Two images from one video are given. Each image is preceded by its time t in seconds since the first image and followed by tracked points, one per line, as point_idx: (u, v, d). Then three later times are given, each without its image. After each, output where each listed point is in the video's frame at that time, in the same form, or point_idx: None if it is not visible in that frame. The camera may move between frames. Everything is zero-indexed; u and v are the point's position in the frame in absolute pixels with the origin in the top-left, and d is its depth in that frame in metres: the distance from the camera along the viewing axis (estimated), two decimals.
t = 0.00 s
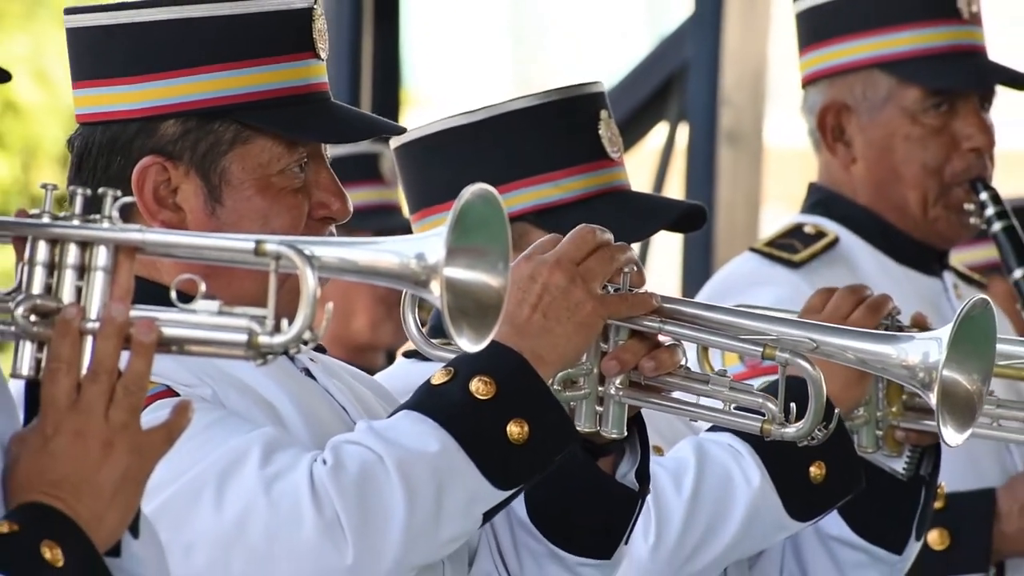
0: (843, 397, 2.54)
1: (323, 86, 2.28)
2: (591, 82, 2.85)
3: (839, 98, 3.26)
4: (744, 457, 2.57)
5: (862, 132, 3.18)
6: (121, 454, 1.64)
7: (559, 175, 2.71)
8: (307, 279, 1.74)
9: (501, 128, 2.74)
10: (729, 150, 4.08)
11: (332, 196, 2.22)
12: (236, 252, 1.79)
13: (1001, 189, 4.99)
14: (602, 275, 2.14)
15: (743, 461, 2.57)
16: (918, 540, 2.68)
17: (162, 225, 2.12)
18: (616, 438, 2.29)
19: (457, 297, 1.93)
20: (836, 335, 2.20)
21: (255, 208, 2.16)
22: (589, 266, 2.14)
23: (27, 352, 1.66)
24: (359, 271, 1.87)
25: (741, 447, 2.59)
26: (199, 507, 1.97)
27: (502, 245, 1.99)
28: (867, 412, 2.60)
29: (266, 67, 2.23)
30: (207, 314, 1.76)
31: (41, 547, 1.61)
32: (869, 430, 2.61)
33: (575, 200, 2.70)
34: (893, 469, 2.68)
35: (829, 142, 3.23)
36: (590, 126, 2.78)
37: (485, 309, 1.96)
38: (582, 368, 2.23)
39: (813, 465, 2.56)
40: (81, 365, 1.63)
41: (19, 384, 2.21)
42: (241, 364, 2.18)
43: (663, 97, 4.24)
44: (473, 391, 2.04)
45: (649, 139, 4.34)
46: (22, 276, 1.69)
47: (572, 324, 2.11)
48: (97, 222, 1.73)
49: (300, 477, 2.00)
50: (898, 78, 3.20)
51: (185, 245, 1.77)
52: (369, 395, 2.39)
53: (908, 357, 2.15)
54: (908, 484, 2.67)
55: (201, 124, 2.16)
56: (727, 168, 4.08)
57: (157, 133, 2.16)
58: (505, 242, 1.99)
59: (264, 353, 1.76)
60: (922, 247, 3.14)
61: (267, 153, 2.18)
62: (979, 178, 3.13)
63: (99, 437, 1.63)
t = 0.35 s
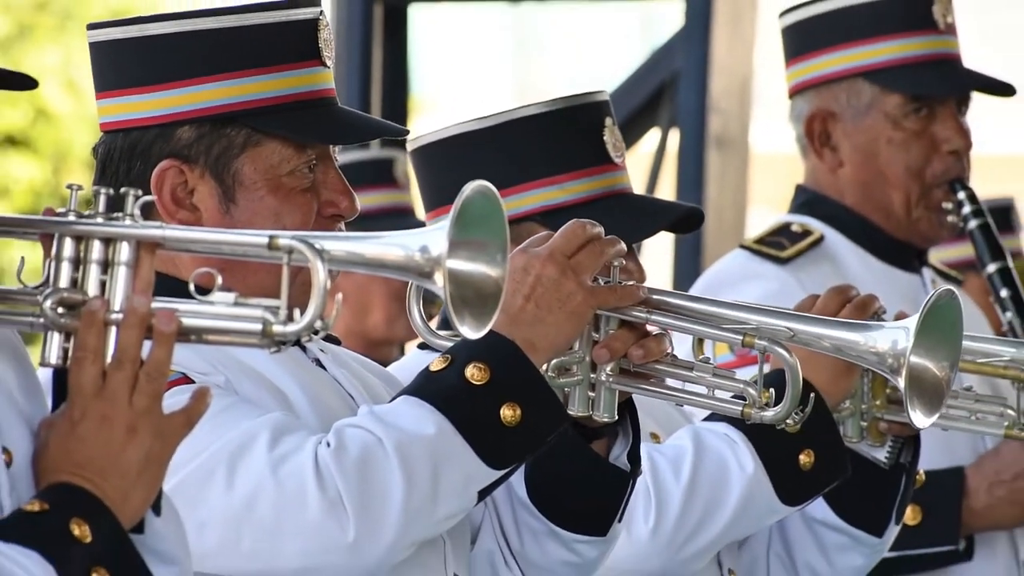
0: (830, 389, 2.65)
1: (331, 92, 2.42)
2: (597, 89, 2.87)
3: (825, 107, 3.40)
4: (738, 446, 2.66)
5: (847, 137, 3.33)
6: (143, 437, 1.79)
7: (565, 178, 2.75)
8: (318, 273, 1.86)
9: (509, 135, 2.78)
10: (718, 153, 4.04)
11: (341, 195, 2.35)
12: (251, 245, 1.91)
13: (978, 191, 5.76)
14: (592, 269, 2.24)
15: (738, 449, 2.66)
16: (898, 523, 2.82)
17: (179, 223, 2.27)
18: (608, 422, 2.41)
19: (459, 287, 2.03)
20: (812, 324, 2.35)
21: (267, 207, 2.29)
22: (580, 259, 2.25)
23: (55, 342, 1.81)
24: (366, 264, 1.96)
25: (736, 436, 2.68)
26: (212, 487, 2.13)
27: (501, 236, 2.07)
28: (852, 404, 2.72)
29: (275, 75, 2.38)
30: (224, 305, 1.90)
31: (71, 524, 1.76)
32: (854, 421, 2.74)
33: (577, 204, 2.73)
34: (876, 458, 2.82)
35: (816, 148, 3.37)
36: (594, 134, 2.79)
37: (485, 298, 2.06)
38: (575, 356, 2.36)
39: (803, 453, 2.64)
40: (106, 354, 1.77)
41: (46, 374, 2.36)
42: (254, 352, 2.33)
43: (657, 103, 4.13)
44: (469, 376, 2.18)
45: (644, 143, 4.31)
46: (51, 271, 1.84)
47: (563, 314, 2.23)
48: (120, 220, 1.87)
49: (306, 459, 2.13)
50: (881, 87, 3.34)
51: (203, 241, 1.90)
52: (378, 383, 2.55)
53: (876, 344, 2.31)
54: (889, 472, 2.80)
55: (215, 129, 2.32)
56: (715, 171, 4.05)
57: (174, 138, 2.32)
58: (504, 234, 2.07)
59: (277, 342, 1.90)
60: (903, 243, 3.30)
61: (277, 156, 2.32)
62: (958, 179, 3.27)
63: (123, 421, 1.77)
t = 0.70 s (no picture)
0: (813, 376, 2.78)
1: (341, 100, 2.58)
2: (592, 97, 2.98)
3: (806, 115, 3.56)
4: (727, 432, 2.79)
5: (826, 144, 3.49)
6: (166, 422, 1.94)
7: (561, 181, 2.86)
8: (328, 268, 2.03)
9: (510, 142, 2.90)
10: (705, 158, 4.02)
11: (350, 196, 2.49)
12: (267, 245, 2.09)
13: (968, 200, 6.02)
14: (582, 270, 2.38)
15: (727, 435, 2.78)
16: (876, 502, 2.97)
17: (198, 223, 2.45)
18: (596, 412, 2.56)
19: (460, 281, 2.19)
20: (788, 325, 2.51)
21: (281, 208, 2.46)
22: (572, 261, 2.38)
23: (83, 333, 1.96)
24: (374, 260, 2.12)
25: (725, 421, 2.81)
26: (226, 471, 2.31)
27: (499, 234, 2.23)
28: (832, 391, 2.85)
29: (289, 83, 2.54)
30: (240, 298, 2.07)
31: (99, 504, 1.90)
32: (834, 407, 2.86)
33: (571, 206, 2.83)
34: (853, 440, 2.95)
35: (798, 154, 3.53)
36: (589, 137, 2.90)
37: (485, 291, 2.22)
38: (566, 351, 2.51)
39: (787, 437, 2.77)
40: (130, 345, 1.93)
41: (75, 365, 2.52)
42: (265, 344, 2.50)
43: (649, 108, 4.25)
44: (467, 369, 2.34)
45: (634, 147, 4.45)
46: (80, 267, 2.00)
47: (555, 312, 2.37)
48: (143, 220, 2.05)
49: (314, 445, 2.30)
50: (857, 97, 3.50)
51: (220, 239, 2.07)
52: (383, 373, 2.71)
53: (847, 345, 2.46)
54: (866, 454, 2.95)
55: (233, 135, 2.49)
56: (702, 174, 4.03)
57: (195, 143, 2.49)
58: (502, 231, 2.23)
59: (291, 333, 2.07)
60: (880, 243, 3.47)
61: (291, 159, 2.48)
62: (931, 182, 3.43)
63: (147, 407, 1.93)
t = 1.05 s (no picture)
0: (798, 368, 2.90)
1: (343, 109, 2.71)
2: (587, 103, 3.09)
3: (796, 120, 3.67)
4: (719, 422, 2.87)
5: (814, 148, 3.61)
6: (178, 414, 2.05)
7: (559, 182, 2.97)
8: (333, 269, 2.16)
9: (509, 146, 3.02)
10: (695, 163, 4.35)
11: (352, 200, 2.61)
12: (275, 247, 2.22)
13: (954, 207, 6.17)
14: (574, 268, 2.52)
15: (718, 425, 2.87)
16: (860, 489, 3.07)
17: (206, 224, 2.57)
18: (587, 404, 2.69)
19: (458, 282, 2.28)
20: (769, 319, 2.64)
21: (286, 210, 2.57)
22: (564, 259, 2.53)
23: (100, 329, 2.08)
24: (377, 261, 2.25)
25: (716, 411, 2.90)
26: (232, 460, 2.43)
27: (499, 237, 2.31)
28: (817, 382, 2.97)
29: (295, 91, 2.67)
30: (250, 297, 2.19)
31: (112, 493, 2.00)
32: (819, 398, 2.99)
33: (568, 206, 2.94)
34: (838, 430, 3.05)
35: (787, 158, 3.65)
36: (585, 141, 3.02)
37: (483, 292, 2.30)
38: (558, 345, 2.64)
39: (775, 426, 2.86)
40: (144, 340, 2.05)
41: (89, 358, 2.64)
42: (271, 338, 2.63)
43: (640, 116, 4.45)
44: (462, 363, 2.45)
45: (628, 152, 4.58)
46: (97, 266, 2.13)
47: (547, 308, 2.50)
48: (157, 221, 2.17)
49: (317, 436, 2.41)
50: (843, 104, 3.62)
51: (229, 241, 2.19)
52: (383, 366, 2.83)
53: (825, 338, 2.59)
54: (850, 443, 3.05)
55: (240, 140, 2.61)
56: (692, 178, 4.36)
57: (204, 148, 2.61)
58: (501, 234, 2.31)
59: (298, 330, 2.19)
60: (865, 242, 3.58)
61: (296, 163, 2.59)
62: (914, 185, 3.56)
63: (160, 400, 2.04)
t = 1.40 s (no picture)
0: (781, 356, 2.95)
1: (341, 114, 2.81)
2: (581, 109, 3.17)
3: (785, 127, 3.79)
4: (708, 410, 2.98)
5: (803, 154, 3.73)
6: (189, 411, 2.13)
7: (554, 183, 3.06)
8: (338, 271, 2.27)
9: (508, 148, 3.09)
10: (685, 168, 4.38)
11: (353, 202, 2.72)
12: (281, 250, 2.34)
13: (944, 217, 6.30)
14: (566, 264, 2.62)
15: (708, 413, 2.98)
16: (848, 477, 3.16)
17: (213, 228, 2.68)
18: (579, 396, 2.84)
19: (458, 286, 2.39)
20: (753, 313, 2.78)
21: (289, 213, 2.68)
22: (556, 256, 2.62)
23: (114, 329, 2.18)
24: (380, 265, 2.36)
25: (705, 401, 3.01)
26: (242, 453, 2.55)
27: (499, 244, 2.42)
28: (804, 372, 3.02)
29: (297, 98, 2.77)
30: (259, 298, 2.31)
31: (126, 486, 2.08)
32: (806, 387, 3.05)
33: (563, 207, 3.03)
34: (825, 419, 3.13)
35: (777, 164, 3.77)
36: (580, 143, 3.10)
37: (482, 297, 2.41)
38: (551, 340, 2.78)
39: (763, 413, 2.95)
40: (157, 339, 2.14)
41: (106, 356, 2.75)
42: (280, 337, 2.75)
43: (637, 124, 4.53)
44: (461, 356, 2.56)
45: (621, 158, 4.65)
46: (113, 268, 2.23)
47: (541, 303, 2.59)
48: (171, 225, 2.27)
49: (324, 429, 2.52)
50: (831, 112, 3.74)
51: (237, 244, 2.30)
52: (385, 362, 2.95)
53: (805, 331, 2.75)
54: (837, 431, 3.13)
55: (243, 147, 2.72)
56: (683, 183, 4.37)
57: (210, 156, 2.73)
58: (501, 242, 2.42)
59: (304, 330, 2.30)
60: (852, 243, 3.69)
61: (298, 168, 2.70)
62: (900, 189, 3.64)
63: (172, 397, 2.12)
